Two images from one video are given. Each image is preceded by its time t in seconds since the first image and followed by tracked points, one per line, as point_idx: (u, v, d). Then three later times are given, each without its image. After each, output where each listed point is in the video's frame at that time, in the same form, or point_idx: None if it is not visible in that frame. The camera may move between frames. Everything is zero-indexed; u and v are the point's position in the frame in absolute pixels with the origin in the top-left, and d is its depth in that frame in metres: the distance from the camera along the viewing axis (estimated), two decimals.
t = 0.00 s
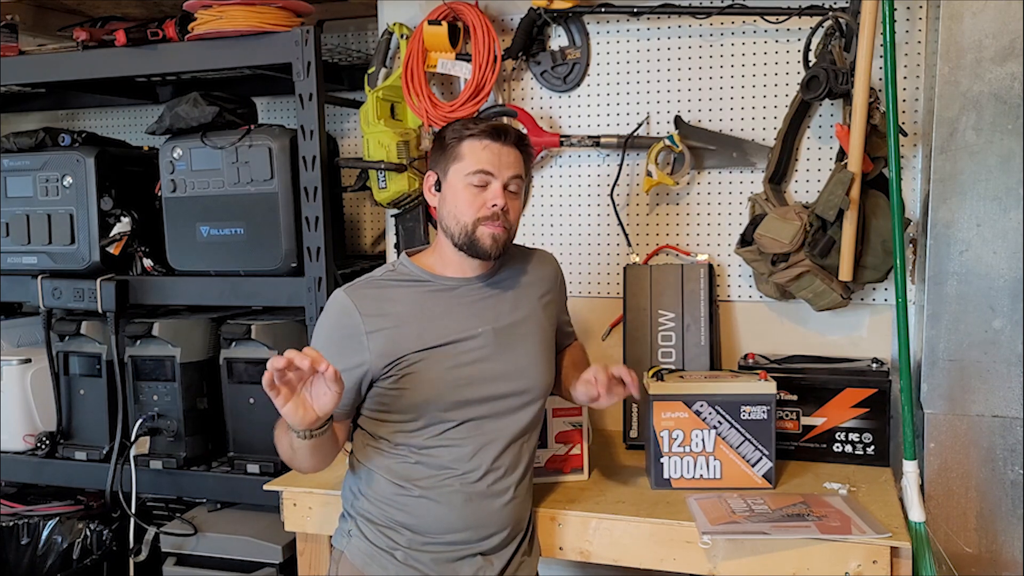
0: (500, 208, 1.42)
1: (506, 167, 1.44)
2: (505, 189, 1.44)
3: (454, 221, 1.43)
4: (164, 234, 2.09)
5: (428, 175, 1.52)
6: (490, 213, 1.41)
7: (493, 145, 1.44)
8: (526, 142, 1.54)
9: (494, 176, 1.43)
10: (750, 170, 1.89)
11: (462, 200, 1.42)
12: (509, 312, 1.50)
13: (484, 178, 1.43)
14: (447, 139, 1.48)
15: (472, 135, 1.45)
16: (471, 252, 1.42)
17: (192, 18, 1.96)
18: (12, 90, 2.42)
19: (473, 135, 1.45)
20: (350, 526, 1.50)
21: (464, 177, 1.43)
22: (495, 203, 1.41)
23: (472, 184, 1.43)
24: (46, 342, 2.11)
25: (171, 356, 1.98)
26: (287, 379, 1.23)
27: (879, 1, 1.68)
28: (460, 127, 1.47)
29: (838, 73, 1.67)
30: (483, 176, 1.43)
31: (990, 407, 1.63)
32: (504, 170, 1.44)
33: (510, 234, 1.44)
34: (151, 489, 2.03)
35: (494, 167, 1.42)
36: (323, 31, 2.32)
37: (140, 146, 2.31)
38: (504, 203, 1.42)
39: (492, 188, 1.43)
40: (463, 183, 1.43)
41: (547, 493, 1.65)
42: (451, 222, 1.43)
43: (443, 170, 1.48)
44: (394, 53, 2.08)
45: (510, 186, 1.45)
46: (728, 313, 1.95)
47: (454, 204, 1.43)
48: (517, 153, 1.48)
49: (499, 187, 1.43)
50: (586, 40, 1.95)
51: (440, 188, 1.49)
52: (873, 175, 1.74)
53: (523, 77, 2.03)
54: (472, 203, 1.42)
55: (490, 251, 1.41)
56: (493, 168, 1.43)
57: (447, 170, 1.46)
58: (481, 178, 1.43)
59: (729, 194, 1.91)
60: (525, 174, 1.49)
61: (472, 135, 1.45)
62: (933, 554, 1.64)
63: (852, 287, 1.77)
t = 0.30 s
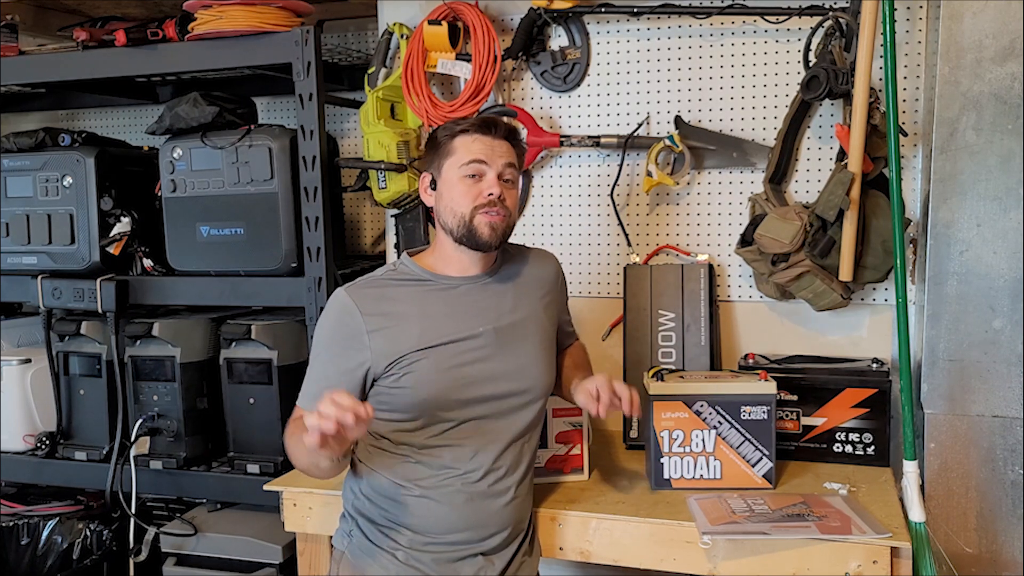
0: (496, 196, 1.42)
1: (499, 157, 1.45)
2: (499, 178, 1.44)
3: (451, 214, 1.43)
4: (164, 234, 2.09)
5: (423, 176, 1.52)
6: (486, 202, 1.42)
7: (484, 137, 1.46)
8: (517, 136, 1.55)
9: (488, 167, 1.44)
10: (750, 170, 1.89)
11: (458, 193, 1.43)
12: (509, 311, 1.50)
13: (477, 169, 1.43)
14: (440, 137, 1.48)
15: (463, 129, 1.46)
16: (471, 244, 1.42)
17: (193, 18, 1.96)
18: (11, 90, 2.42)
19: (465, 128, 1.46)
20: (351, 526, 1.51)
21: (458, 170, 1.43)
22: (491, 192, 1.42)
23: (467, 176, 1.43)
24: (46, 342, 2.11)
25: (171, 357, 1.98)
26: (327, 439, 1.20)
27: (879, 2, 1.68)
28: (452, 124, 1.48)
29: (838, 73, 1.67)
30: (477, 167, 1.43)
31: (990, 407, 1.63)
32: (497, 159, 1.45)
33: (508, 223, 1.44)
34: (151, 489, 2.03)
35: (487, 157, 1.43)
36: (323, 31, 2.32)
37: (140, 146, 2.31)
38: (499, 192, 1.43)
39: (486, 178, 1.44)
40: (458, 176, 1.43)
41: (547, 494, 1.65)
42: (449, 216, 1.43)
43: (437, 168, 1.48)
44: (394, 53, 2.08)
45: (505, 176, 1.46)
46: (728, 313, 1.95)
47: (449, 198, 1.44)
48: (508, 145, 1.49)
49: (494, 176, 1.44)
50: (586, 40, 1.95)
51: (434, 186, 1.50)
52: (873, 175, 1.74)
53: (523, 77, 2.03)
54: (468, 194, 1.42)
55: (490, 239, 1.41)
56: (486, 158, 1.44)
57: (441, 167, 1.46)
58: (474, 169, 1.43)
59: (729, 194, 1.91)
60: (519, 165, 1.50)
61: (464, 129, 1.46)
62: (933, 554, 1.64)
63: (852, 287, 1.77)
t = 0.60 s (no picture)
0: (494, 202, 1.42)
1: (498, 160, 1.44)
2: (497, 183, 1.44)
3: (448, 218, 1.43)
4: (164, 234, 2.09)
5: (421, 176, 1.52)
6: (483, 207, 1.42)
7: (483, 140, 1.45)
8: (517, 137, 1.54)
9: (486, 171, 1.43)
10: (751, 170, 1.89)
11: (456, 196, 1.43)
12: (508, 310, 1.50)
13: (475, 174, 1.43)
14: (438, 138, 1.48)
15: (462, 131, 1.45)
16: (466, 249, 1.42)
17: (192, 18, 1.96)
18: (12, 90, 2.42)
19: (464, 131, 1.45)
20: (351, 526, 1.50)
21: (456, 174, 1.43)
22: (488, 197, 1.42)
23: (465, 180, 1.43)
24: (46, 342, 2.11)
25: (171, 357, 1.98)
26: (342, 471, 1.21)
27: (879, 2, 1.68)
28: (451, 125, 1.47)
29: (838, 73, 1.67)
30: (475, 171, 1.43)
31: (990, 407, 1.63)
32: (495, 164, 1.44)
33: (504, 229, 1.44)
34: (151, 489, 2.03)
35: (485, 162, 1.43)
36: (323, 31, 2.32)
37: (140, 146, 2.31)
38: (497, 197, 1.43)
39: (484, 183, 1.44)
40: (456, 180, 1.43)
41: (547, 494, 1.65)
42: (445, 219, 1.43)
43: (435, 169, 1.48)
44: (394, 53, 2.08)
45: (503, 180, 1.46)
46: (728, 313, 1.95)
47: (446, 201, 1.44)
48: (508, 148, 1.48)
49: (492, 181, 1.44)
50: (586, 41, 1.95)
51: (433, 188, 1.49)
52: (873, 175, 1.74)
53: (523, 77, 2.03)
54: (465, 198, 1.42)
55: (486, 245, 1.42)
56: (484, 162, 1.43)
57: (439, 169, 1.46)
58: (472, 173, 1.43)
59: (730, 194, 1.91)
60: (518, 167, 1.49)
61: (462, 131, 1.45)
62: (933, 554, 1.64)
63: (852, 287, 1.77)
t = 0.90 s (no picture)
0: (495, 202, 1.42)
1: (498, 161, 1.44)
2: (498, 183, 1.44)
3: (448, 219, 1.43)
4: (164, 234, 2.09)
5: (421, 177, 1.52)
6: (485, 208, 1.42)
7: (483, 141, 1.45)
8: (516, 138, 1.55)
9: (486, 171, 1.43)
10: (750, 170, 1.89)
11: (457, 198, 1.43)
12: (508, 310, 1.50)
13: (476, 174, 1.43)
14: (438, 139, 1.48)
15: (461, 132, 1.45)
16: (467, 251, 1.42)
17: (192, 18, 1.96)
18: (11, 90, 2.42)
19: (463, 131, 1.45)
20: (351, 526, 1.50)
21: (456, 175, 1.43)
22: (490, 198, 1.42)
23: (466, 181, 1.43)
24: (46, 342, 2.11)
25: (171, 357, 1.98)
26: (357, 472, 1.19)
27: (879, 2, 1.68)
28: (450, 126, 1.47)
29: (838, 73, 1.67)
30: (475, 172, 1.43)
31: (990, 407, 1.63)
32: (496, 164, 1.44)
33: (504, 230, 1.44)
34: (151, 489, 2.03)
35: (486, 163, 1.42)
36: (323, 31, 2.32)
37: (140, 146, 2.31)
38: (498, 197, 1.43)
39: (485, 183, 1.44)
40: (457, 181, 1.43)
41: (547, 494, 1.65)
42: (447, 221, 1.43)
43: (435, 171, 1.48)
44: (394, 53, 2.08)
45: (504, 180, 1.46)
46: (728, 313, 1.95)
47: (447, 202, 1.43)
48: (507, 148, 1.48)
49: (492, 181, 1.44)
50: (586, 41, 1.95)
51: (433, 188, 1.49)
52: (873, 175, 1.74)
53: (523, 77, 2.03)
54: (467, 199, 1.42)
55: (488, 246, 1.42)
56: (485, 163, 1.43)
57: (440, 170, 1.46)
58: (473, 173, 1.43)
59: (730, 194, 1.91)
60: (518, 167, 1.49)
61: (462, 132, 1.45)
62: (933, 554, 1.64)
63: (852, 288, 1.77)
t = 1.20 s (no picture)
0: (510, 211, 1.43)
1: (514, 170, 1.45)
2: (513, 191, 1.45)
3: (461, 223, 1.43)
4: (164, 234, 2.09)
5: (431, 176, 1.48)
6: (499, 216, 1.43)
7: (502, 148, 1.44)
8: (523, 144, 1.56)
9: (504, 180, 1.43)
10: (750, 170, 1.89)
11: (473, 203, 1.42)
12: (505, 305, 1.50)
13: (494, 181, 1.43)
14: (454, 141, 1.46)
15: (480, 137, 1.44)
16: (475, 257, 1.43)
17: (192, 18, 1.96)
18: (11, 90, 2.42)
19: (484, 137, 1.44)
20: (350, 526, 1.50)
21: (475, 180, 1.42)
22: (506, 207, 1.43)
23: (483, 187, 1.42)
24: (46, 342, 2.11)
25: (171, 357, 1.98)
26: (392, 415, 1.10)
27: (879, 2, 1.68)
28: (468, 128, 1.45)
29: (838, 73, 1.67)
30: (494, 179, 1.42)
31: (990, 407, 1.63)
32: (512, 172, 1.44)
33: (511, 238, 1.46)
34: (151, 489, 2.03)
35: (506, 171, 1.42)
36: (323, 30, 2.32)
37: (140, 146, 2.31)
38: (513, 206, 1.44)
39: (501, 190, 1.44)
40: (474, 186, 1.42)
41: (547, 494, 1.65)
42: (459, 224, 1.43)
43: (449, 172, 1.46)
44: (394, 53, 2.08)
45: (517, 189, 1.47)
46: (728, 313, 1.95)
47: (461, 206, 1.43)
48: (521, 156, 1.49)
49: (508, 190, 1.44)
50: (586, 41, 1.95)
51: (444, 188, 1.47)
52: (873, 175, 1.74)
53: (523, 77, 2.03)
54: (483, 206, 1.42)
55: (498, 254, 1.44)
56: (503, 171, 1.43)
57: (455, 172, 1.44)
58: (491, 181, 1.42)
59: (730, 194, 1.91)
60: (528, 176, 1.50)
61: (481, 137, 1.44)
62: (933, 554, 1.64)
63: (852, 287, 1.77)
